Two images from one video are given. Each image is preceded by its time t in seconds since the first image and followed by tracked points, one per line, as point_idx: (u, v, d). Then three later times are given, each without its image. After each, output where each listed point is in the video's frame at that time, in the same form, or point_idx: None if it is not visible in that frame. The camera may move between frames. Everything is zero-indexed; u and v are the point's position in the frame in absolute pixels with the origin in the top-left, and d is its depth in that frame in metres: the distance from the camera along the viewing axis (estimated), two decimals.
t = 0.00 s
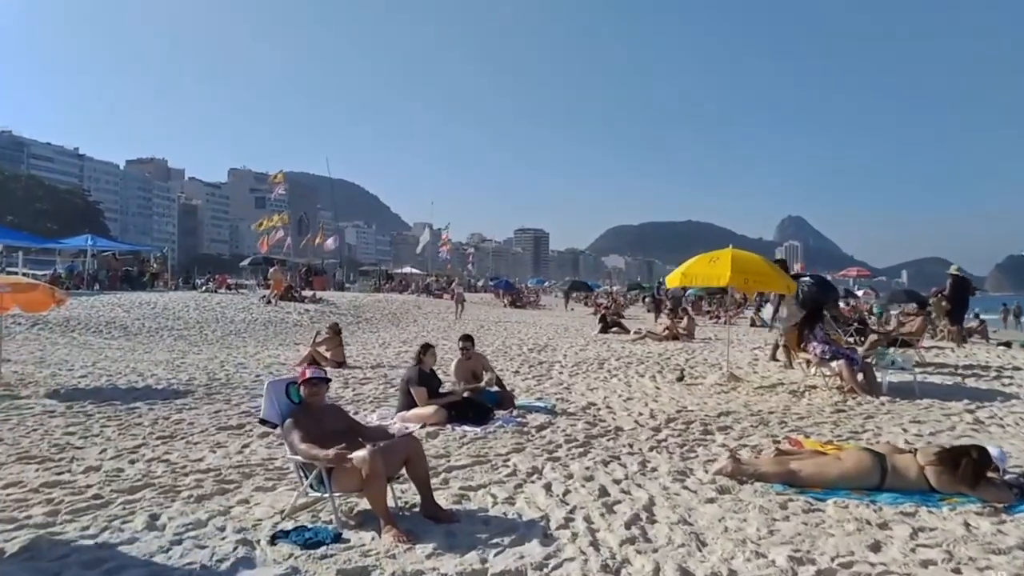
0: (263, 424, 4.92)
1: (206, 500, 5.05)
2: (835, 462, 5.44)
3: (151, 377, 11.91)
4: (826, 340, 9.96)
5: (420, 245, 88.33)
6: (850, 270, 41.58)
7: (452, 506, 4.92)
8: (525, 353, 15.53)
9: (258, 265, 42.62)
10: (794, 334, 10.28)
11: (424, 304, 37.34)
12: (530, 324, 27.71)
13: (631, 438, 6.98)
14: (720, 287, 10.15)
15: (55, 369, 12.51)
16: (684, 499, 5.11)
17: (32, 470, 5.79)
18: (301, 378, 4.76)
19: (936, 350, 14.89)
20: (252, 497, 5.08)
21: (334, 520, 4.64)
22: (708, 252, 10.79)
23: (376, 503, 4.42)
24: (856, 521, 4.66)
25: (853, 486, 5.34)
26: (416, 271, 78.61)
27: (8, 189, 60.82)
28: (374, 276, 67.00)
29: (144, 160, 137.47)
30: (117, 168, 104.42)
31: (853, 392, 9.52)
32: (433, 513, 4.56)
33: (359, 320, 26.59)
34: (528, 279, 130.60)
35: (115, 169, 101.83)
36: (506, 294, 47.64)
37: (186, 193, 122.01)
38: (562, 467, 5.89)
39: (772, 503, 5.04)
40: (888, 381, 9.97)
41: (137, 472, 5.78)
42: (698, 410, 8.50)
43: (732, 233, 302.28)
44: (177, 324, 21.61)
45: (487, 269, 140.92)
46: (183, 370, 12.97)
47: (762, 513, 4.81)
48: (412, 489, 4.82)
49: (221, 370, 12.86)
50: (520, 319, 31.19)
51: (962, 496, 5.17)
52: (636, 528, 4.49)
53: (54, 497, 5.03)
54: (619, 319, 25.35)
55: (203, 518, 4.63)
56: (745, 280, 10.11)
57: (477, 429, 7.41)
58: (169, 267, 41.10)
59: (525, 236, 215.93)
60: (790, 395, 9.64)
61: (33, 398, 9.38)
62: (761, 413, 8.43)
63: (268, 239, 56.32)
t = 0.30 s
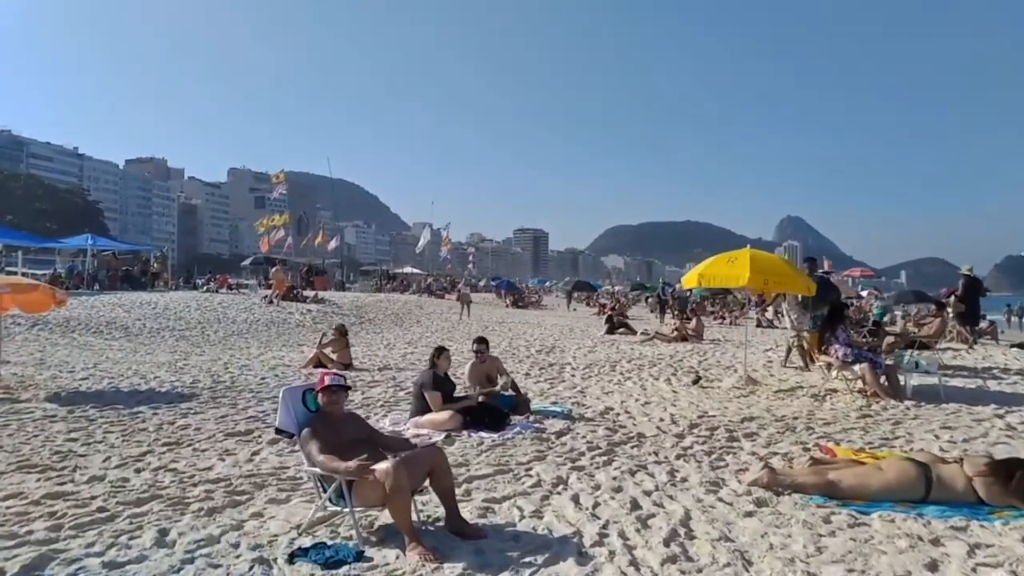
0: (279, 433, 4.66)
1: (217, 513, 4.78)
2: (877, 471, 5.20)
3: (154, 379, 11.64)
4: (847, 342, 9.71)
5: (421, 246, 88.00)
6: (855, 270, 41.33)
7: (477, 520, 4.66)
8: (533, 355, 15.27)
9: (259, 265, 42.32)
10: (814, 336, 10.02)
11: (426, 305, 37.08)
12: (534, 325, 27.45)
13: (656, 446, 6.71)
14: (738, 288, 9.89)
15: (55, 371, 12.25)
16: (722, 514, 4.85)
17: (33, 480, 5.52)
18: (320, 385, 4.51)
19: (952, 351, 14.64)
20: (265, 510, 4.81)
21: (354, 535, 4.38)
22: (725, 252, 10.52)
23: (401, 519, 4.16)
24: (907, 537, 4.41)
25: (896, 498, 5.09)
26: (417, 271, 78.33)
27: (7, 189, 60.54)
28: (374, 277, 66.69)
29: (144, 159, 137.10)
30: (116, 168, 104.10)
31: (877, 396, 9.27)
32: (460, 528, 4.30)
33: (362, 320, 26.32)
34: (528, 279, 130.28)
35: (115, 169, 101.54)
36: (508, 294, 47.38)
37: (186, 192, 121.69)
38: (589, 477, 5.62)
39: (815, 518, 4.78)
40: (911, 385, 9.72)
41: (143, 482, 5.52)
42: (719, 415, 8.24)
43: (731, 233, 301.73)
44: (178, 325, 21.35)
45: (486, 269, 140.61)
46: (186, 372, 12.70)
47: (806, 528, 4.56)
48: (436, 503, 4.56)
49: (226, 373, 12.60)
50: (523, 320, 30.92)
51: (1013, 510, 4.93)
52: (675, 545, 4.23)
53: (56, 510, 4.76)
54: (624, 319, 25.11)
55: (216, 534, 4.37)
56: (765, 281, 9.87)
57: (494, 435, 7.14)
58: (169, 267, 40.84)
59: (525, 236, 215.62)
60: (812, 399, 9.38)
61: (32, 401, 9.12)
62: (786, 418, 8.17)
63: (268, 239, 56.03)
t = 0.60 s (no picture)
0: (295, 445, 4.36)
1: (229, 529, 4.51)
2: (925, 483, 4.93)
3: (155, 381, 11.34)
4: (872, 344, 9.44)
5: (420, 245, 87.62)
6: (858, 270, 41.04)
7: (505, 537, 4.38)
8: (542, 356, 14.99)
9: (258, 264, 42.03)
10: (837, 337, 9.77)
11: (427, 304, 36.77)
12: (537, 324, 27.18)
13: (683, 454, 6.44)
14: (758, 288, 9.60)
15: (53, 374, 11.96)
16: (767, 530, 4.58)
17: (33, 492, 5.24)
18: (342, 395, 4.22)
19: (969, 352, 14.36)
20: (281, 527, 4.53)
21: (377, 554, 4.10)
22: (743, 251, 10.25)
23: (429, 539, 3.87)
24: (967, 556, 4.14)
25: (947, 511, 4.82)
26: (415, 269, 78.02)
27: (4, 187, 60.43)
28: (373, 276, 66.35)
29: (140, 158, 136.64)
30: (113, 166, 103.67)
31: (902, 400, 9.04)
32: (489, 549, 4.04)
33: (363, 320, 26.02)
34: (527, 278, 129.99)
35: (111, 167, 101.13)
36: (509, 294, 47.10)
37: (183, 191, 121.23)
38: (619, 489, 5.34)
39: (865, 534, 4.50)
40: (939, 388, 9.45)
41: (149, 493, 5.23)
42: (742, 420, 7.96)
43: (729, 233, 301.67)
44: (178, 325, 21.04)
45: (485, 267, 140.24)
46: (187, 374, 12.42)
47: (858, 545, 4.29)
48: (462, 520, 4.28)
49: (229, 374, 12.30)
50: (525, 319, 30.63)
51: None
52: (722, 566, 3.96)
53: (59, 526, 4.48)
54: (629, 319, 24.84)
55: (230, 553, 4.08)
56: (785, 281, 9.61)
57: (513, 442, 6.87)
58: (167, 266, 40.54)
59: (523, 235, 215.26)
60: (836, 404, 9.11)
61: (30, 405, 8.84)
62: (813, 423, 7.89)
63: (267, 237, 55.73)
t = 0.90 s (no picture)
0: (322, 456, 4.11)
1: (251, 544, 4.26)
2: (980, 495, 4.70)
3: (162, 384, 11.09)
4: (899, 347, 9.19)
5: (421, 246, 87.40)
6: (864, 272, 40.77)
7: (543, 553, 4.14)
8: (553, 358, 14.75)
9: (260, 265, 41.81)
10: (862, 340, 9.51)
11: (430, 305, 36.55)
12: (542, 326, 26.94)
13: (716, 463, 6.20)
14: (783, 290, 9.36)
15: (56, 377, 11.72)
16: (820, 545, 4.33)
17: (42, 503, 4.99)
18: (373, 401, 3.97)
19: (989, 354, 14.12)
20: (307, 542, 4.28)
21: (411, 573, 3.86)
22: (765, 251, 10.01)
23: (469, 558, 3.64)
24: None
25: (1006, 525, 4.58)
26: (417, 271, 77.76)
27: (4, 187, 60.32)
28: (374, 277, 66.12)
29: (140, 158, 136.39)
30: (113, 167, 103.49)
31: (931, 405, 8.83)
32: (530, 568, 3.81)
33: (367, 321, 25.78)
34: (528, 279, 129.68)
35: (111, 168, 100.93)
36: (512, 295, 46.86)
37: (184, 192, 121.01)
38: (657, 501, 5.09)
39: (924, 550, 4.25)
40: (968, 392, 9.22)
41: (164, 505, 4.99)
42: (770, 426, 7.71)
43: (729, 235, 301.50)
44: (181, 326, 20.80)
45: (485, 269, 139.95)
46: (193, 377, 12.18)
47: (920, 563, 4.05)
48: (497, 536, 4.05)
49: (236, 377, 12.05)
50: (530, 321, 30.40)
51: None
52: None
53: (71, 541, 4.23)
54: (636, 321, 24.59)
55: (255, 572, 3.83)
56: (811, 284, 9.37)
57: (537, 450, 6.62)
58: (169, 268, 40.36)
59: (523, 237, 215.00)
60: (863, 409, 8.87)
61: (34, 410, 8.59)
62: (844, 430, 7.65)
63: (268, 238, 55.54)
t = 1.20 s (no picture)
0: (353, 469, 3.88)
1: (276, 562, 4.04)
2: None
3: (169, 386, 10.87)
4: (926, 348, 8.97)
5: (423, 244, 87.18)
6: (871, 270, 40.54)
7: (585, 570, 3.93)
8: (565, 359, 14.52)
9: (262, 263, 41.58)
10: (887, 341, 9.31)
11: (433, 304, 36.31)
12: (549, 325, 26.71)
13: (751, 471, 5.97)
14: (808, 288, 9.15)
15: (60, 379, 11.49)
16: (875, 563, 4.11)
17: (53, 516, 4.76)
18: (405, 411, 3.75)
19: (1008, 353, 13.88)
20: (334, 561, 4.04)
21: None
22: (787, 249, 9.80)
23: None
24: None
25: None
26: (419, 269, 77.51)
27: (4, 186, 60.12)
28: (376, 275, 65.83)
29: (140, 157, 136.08)
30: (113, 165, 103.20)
31: (961, 406, 8.59)
32: None
33: (371, 320, 25.55)
34: (529, 277, 129.40)
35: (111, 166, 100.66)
36: (516, 294, 46.67)
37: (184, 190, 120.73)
38: (697, 513, 4.88)
39: (988, 567, 4.03)
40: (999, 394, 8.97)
41: (181, 517, 4.76)
42: (799, 431, 7.48)
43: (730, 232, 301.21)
44: (185, 326, 20.58)
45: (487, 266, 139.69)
46: (200, 378, 11.95)
47: None
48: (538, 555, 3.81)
49: (245, 378, 11.84)
50: (535, 319, 30.17)
51: None
52: None
53: (86, 559, 4.01)
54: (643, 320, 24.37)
55: None
56: (835, 283, 9.18)
57: (563, 456, 6.39)
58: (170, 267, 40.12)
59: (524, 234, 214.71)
60: (891, 412, 8.64)
61: (39, 414, 8.36)
62: (875, 434, 7.43)
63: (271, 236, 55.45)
